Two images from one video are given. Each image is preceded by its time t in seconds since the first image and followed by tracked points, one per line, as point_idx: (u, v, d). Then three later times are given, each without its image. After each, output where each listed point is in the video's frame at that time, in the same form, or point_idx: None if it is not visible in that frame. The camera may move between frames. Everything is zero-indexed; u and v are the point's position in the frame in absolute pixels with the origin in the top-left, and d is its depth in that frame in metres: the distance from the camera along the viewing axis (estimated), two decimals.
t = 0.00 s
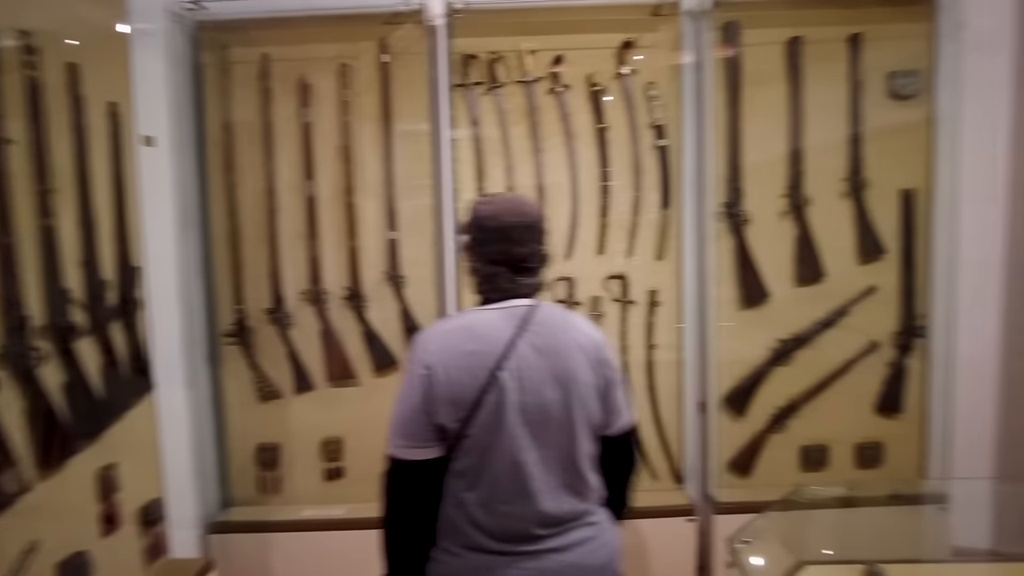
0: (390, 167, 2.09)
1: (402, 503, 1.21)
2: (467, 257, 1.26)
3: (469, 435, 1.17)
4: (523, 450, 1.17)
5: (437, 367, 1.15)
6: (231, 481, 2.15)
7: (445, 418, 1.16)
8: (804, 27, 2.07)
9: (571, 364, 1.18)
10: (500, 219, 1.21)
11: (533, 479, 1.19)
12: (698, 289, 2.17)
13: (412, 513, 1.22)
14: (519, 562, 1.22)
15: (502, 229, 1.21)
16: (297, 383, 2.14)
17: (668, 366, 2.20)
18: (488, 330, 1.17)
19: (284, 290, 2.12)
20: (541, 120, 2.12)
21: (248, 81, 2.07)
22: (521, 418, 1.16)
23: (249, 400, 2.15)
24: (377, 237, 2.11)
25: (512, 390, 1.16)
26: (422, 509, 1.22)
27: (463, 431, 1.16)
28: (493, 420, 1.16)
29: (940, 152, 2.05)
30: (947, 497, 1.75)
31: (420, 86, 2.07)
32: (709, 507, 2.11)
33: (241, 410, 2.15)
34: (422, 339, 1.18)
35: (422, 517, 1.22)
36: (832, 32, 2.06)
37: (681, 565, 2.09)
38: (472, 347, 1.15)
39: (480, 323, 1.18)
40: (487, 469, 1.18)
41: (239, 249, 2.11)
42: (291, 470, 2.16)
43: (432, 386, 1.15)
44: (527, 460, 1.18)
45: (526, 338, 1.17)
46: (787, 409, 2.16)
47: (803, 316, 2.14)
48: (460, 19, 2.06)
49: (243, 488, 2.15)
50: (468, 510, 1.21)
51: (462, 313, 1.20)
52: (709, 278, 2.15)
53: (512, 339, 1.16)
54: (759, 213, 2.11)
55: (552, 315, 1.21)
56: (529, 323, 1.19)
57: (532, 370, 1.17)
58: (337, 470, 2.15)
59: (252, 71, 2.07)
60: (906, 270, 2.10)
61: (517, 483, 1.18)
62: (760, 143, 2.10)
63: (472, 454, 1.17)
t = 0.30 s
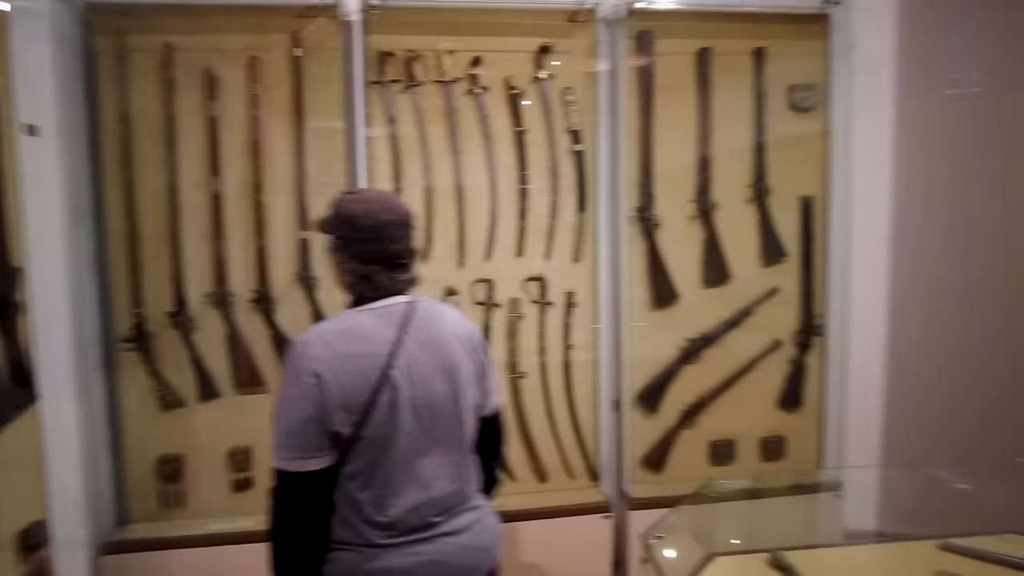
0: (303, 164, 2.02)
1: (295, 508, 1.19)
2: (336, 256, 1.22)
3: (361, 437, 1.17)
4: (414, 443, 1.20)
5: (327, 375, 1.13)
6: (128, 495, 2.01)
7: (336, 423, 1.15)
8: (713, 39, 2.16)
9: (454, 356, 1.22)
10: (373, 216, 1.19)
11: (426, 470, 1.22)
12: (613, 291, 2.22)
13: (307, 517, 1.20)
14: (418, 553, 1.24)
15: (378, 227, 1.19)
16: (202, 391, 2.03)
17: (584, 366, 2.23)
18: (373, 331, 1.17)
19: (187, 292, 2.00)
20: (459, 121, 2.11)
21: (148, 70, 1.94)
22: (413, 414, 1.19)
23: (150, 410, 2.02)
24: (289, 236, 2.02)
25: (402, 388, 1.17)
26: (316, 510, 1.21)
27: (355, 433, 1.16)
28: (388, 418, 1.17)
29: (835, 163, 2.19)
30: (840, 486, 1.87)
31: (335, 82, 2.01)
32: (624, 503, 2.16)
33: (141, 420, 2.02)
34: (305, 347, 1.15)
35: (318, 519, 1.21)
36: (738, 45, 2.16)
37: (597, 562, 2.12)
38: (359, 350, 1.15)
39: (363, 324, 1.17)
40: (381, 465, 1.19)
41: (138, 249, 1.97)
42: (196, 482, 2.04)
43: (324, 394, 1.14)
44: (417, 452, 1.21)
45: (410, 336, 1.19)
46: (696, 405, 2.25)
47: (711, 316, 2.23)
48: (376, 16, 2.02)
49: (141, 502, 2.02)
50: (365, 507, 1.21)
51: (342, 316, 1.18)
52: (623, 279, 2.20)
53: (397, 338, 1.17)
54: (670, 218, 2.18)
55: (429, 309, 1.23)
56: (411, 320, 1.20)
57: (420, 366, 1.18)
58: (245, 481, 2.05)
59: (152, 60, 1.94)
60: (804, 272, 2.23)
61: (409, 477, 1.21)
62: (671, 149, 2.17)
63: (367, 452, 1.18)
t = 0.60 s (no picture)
0: (212, 159, 1.92)
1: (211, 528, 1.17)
2: (230, 257, 1.23)
3: (284, 442, 1.21)
4: (331, 440, 1.26)
5: (247, 385, 1.15)
6: (11, 516, 1.85)
7: (260, 432, 1.17)
8: (628, 46, 2.22)
9: (354, 352, 1.31)
10: (273, 216, 1.25)
11: (342, 467, 1.29)
12: (532, 292, 2.23)
13: (224, 536, 1.19)
14: (341, 549, 1.30)
15: (279, 226, 1.25)
16: (97, 401, 1.89)
17: (504, 367, 2.23)
18: (282, 336, 1.21)
19: (81, 294, 1.86)
20: (377, 119, 2.07)
21: (35, 54, 1.80)
22: (328, 413, 1.25)
23: (36, 422, 1.86)
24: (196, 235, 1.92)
25: (319, 389, 1.23)
26: (239, 527, 1.20)
27: (278, 439, 1.20)
28: (308, 422, 1.22)
29: (743, 170, 2.29)
30: (749, 476, 1.94)
31: (246, 75, 1.93)
32: (543, 502, 2.19)
33: (26, 434, 1.85)
34: (216, 361, 1.14)
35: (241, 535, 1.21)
36: (652, 53, 2.23)
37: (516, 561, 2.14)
38: (274, 357, 1.18)
39: (271, 331, 1.20)
40: (300, 469, 1.24)
41: (23, 247, 1.82)
42: (90, 499, 1.90)
43: (245, 405, 1.16)
44: (335, 449, 1.27)
45: (318, 338, 1.25)
46: (612, 403, 2.30)
47: (627, 316, 2.29)
48: (290, 8, 1.95)
49: (26, 523, 1.86)
50: (286, 513, 1.25)
51: (248, 324, 1.20)
52: (542, 281, 2.22)
53: (306, 341, 1.22)
54: (587, 220, 2.23)
55: (324, 310, 1.30)
56: (313, 322, 1.26)
57: (330, 366, 1.25)
58: (146, 495, 1.92)
59: (40, 43, 1.80)
60: (713, 274, 2.32)
61: (330, 474, 1.27)
62: (588, 153, 2.22)
63: (288, 458, 1.22)
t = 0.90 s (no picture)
0: (106, 154, 1.80)
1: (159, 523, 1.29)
2: (155, 250, 1.35)
3: (222, 433, 1.36)
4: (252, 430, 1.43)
5: (195, 380, 1.30)
6: None
7: (205, 423, 1.32)
8: (544, 51, 2.24)
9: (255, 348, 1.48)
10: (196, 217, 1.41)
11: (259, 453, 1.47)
12: (450, 294, 2.21)
13: (170, 527, 1.31)
14: (263, 525, 1.49)
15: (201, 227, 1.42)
16: None
17: (421, 370, 2.20)
18: (210, 336, 1.35)
19: None
20: (287, 116, 2.00)
21: None
22: (250, 404, 1.42)
23: None
24: (87, 235, 1.80)
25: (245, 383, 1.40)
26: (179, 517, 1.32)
27: (217, 430, 1.35)
28: (236, 413, 1.38)
29: (654, 174, 2.37)
30: (662, 472, 2.00)
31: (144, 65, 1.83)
32: (461, 506, 2.18)
33: None
34: (163, 362, 1.27)
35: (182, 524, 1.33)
36: (568, 59, 2.27)
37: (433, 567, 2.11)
38: (211, 355, 1.33)
39: (196, 331, 1.34)
40: (231, 459, 1.39)
41: None
42: None
43: (192, 399, 1.29)
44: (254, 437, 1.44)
45: (234, 337, 1.41)
46: (530, 405, 2.32)
47: (543, 318, 2.31)
48: None
49: None
50: (219, 501, 1.40)
51: (171, 325, 1.31)
52: (460, 283, 2.21)
53: (226, 339, 1.38)
54: (504, 222, 2.24)
55: (226, 312, 1.45)
56: (225, 323, 1.41)
57: (247, 361, 1.42)
58: (29, 516, 1.78)
59: None
60: (626, 275, 2.38)
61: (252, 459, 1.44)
62: (505, 156, 2.23)
63: (221, 448, 1.37)
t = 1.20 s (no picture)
0: None
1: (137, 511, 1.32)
2: (88, 254, 1.37)
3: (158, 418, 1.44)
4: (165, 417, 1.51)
5: (147, 369, 1.36)
6: None
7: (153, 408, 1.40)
8: (471, 55, 2.24)
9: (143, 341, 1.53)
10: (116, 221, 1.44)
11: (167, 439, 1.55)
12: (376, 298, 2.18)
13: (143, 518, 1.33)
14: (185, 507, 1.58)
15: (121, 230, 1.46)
16: None
17: (346, 377, 2.16)
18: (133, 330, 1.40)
19: None
20: (203, 115, 1.92)
21: None
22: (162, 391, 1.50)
23: None
24: None
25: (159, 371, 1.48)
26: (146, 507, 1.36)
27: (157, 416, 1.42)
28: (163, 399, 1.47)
29: (581, 180, 2.40)
30: (591, 473, 2.01)
31: (42, 59, 1.72)
32: (388, 514, 2.17)
33: None
34: (120, 355, 1.31)
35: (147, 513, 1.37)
36: (495, 64, 2.27)
37: None
38: (144, 345, 1.40)
39: (125, 326, 1.38)
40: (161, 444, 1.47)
41: None
42: None
43: (146, 387, 1.36)
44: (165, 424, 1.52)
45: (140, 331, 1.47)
46: (459, 410, 2.30)
47: (472, 322, 2.31)
48: None
49: None
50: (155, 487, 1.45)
51: (106, 322, 1.34)
52: (386, 288, 2.18)
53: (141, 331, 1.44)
54: (431, 227, 2.22)
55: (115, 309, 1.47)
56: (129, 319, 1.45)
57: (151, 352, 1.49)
58: None
59: None
60: (554, 279, 2.40)
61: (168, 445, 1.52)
62: (432, 159, 2.21)
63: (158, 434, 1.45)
